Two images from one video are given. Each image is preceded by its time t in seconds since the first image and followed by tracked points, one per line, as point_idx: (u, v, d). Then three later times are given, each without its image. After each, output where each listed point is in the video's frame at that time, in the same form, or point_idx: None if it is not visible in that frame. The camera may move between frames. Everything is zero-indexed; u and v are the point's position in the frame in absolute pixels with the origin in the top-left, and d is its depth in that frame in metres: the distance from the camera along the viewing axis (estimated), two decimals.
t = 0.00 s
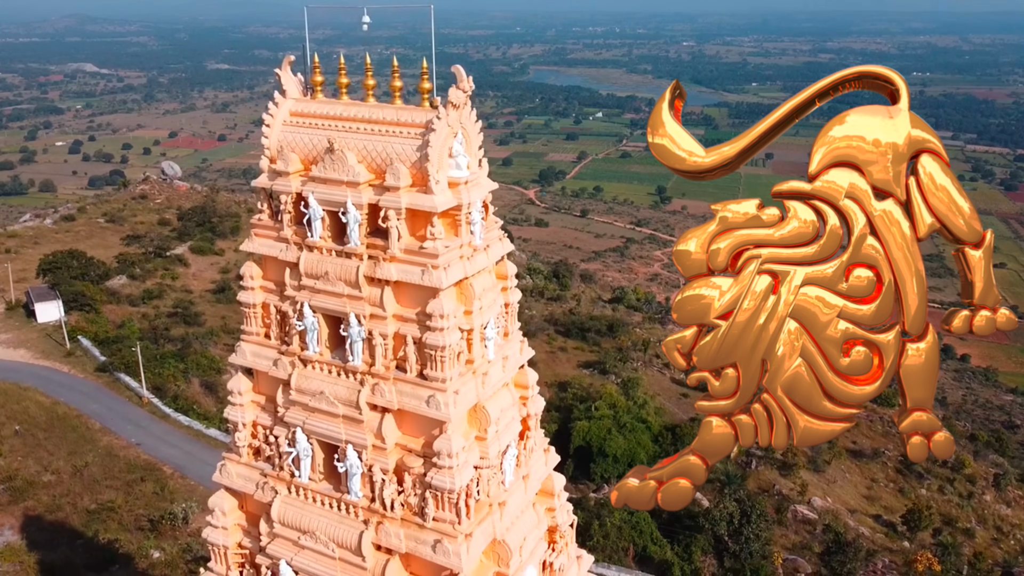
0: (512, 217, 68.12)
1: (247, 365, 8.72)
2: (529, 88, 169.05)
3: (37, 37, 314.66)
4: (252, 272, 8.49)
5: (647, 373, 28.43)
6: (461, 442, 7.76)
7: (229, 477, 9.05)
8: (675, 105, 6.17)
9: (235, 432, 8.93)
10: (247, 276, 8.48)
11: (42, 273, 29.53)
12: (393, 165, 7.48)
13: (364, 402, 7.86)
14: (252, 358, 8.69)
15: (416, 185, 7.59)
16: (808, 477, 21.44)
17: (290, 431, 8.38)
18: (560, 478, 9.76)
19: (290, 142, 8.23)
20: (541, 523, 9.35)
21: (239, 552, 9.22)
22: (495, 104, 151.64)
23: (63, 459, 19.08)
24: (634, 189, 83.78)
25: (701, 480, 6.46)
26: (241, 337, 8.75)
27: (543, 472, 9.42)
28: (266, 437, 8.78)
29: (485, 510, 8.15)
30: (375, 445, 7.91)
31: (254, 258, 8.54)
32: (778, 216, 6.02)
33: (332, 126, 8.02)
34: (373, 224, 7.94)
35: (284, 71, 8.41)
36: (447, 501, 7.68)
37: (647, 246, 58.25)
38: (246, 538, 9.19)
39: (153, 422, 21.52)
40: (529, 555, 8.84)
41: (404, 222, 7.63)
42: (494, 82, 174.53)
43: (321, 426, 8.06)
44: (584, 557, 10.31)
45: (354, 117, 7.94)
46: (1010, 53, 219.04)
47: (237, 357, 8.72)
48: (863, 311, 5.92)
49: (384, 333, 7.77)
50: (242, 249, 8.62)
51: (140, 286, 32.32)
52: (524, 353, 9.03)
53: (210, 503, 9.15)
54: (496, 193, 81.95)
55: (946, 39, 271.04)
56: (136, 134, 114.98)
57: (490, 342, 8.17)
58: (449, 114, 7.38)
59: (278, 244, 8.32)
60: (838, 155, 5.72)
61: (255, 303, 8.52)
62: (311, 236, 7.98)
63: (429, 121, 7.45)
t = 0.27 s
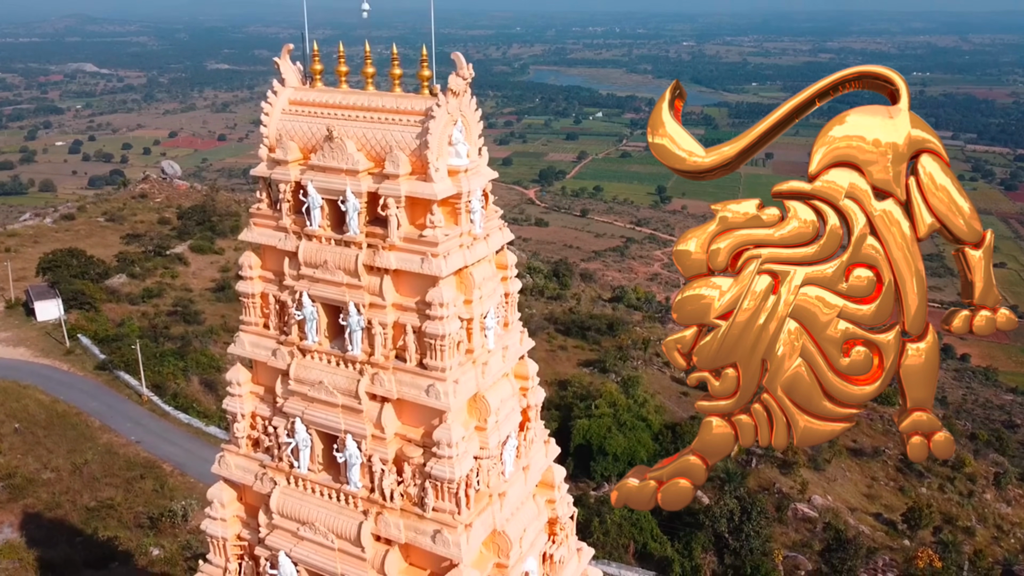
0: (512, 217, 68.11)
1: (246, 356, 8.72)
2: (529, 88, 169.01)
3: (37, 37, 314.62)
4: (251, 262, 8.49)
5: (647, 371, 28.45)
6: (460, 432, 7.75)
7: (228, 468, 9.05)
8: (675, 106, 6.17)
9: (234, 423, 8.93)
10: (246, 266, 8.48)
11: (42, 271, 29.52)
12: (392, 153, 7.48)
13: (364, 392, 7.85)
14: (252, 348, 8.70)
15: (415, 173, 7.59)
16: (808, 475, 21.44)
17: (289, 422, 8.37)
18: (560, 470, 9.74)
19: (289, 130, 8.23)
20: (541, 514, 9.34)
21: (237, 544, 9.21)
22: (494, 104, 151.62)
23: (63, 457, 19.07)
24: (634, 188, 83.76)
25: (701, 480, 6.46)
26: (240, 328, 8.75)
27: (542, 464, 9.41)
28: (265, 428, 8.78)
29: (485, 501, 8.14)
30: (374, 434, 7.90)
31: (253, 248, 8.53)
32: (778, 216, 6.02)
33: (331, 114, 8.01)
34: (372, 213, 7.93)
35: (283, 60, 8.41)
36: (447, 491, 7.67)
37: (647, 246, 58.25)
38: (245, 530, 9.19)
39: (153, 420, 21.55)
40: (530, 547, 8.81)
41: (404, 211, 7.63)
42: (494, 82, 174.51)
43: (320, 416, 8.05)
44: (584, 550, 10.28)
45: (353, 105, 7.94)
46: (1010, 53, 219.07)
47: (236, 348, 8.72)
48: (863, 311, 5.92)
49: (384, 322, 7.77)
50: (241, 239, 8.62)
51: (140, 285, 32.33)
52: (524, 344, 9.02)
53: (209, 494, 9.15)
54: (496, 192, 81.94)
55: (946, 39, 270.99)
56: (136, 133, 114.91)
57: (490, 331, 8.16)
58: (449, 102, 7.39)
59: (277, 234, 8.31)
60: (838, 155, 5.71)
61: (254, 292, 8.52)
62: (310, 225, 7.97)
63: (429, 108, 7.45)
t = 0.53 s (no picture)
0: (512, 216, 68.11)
1: (245, 345, 8.73)
2: (530, 87, 168.99)
3: (37, 36, 314.66)
4: (250, 251, 8.50)
5: (647, 370, 28.46)
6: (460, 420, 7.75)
7: (227, 459, 9.05)
8: (675, 105, 6.17)
9: (233, 413, 8.94)
10: (246, 255, 8.50)
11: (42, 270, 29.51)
12: (392, 140, 7.46)
13: (363, 380, 7.85)
14: (251, 338, 8.71)
15: (414, 160, 7.58)
16: (808, 474, 21.46)
17: (288, 411, 8.37)
18: (560, 461, 9.73)
19: (287, 118, 8.22)
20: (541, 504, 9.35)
21: (236, 535, 9.21)
22: (494, 103, 151.64)
23: (62, 454, 19.07)
24: (634, 188, 83.75)
25: (701, 480, 6.45)
26: (239, 317, 8.76)
27: (543, 454, 9.40)
28: (264, 418, 8.79)
29: (484, 490, 8.14)
30: (373, 424, 7.91)
31: (252, 237, 8.53)
32: (779, 216, 6.02)
33: (330, 101, 8.01)
34: (371, 200, 7.92)
35: (281, 47, 8.41)
36: (446, 480, 7.67)
37: (647, 245, 58.27)
38: (244, 520, 9.20)
39: (152, 418, 21.58)
40: (530, 537, 8.81)
41: (403, 198, 7.62)
42: (494, 82, 174.53)
43: (319, 405, 8.05)
44: (585, 542, 10.25)
45: (352, 92, 7.92)
46: (1011, 53, 218.94)
47: (236, 337, 8.73)
48: (863, 311, 5.92)
49: (383, 310, 7.76)
50: (240, 228, 8.62)
51: (140, 283, 32.34)
52: (524, 334, 9.01)
53: (208, 485, 9.16)
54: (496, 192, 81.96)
55: (947, 39, 269.92)
56: (136, 133, 114.92)
57: (489, 320, 8.16)
58: (448, 88, 7.38)
59: (276, 222, 8.31)
60: (837, 155, 5.72)
61: (253, 281, 8.54)
62: (309, 212, 7.97)
63: (428, 95, 7.43)
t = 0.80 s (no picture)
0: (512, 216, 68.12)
1: (244, 333, 8.74)
2: (530, 87, 168.98)
3: (37, 36, 314.58)
4: (248, 239, 8.50)
5: (647, 368, 28.48)
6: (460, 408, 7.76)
7: (225, 449, 9.05)
8: (675, 106, 6.17)
9: (232, 403, 8.94)
10: (244, 243, 8.50)
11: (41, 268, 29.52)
12: (391, 125, 7.45)
13: (362, 368, 7.85)
14: (249, 327, 8.71)
15: (413, 146, 7.57)
16: (808, 472, 21.49)
17: (287, 400, 8.36)
18: (561, 452, 9.74)
19: (286, 105, 8.21)
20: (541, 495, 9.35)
21: (235, 526, 9.21)
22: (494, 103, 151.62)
23: (62, 452, 19.09)
24: (634, 188, 83.74)
25: (701, 480, 6.46)
26: (238, 306, 8.76)
27: (543, 444, 9.42)
28: (263, 407, 8.78)
29: (484, 479, 8.15)
30: (371, 412, 7.91)
31: (251, 225, 8.53)
32: (778, 216, 6.02)
33: (329, 88, 8.00)
34: (370, 187, 7.91)
35: (280, 35, 8.41)
36: (445, 469, 7.67)
37: (647, 245, 58.28)
38: (242, 511, 9.21)
39: (152, 416, 21.63)
40: (530, 527, 8.81)
41: (402, 184, 7.62)
42: (494, 82, 174.53)
43: (317, 394, 8.05)
44: (585, 533, 10.24)
45: (351, 79, 7.92)
46: (1011, 53, 218.76)
47: (234, 326, 8.73)
48: (863, 311, 5.92)
49: (382, 298, 7.76)
50: (238, 216, 8.62)
51: (140, 282, 32.37)
52: (524, 323, 9.00)
53: (206, 476, 9.17)
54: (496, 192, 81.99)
55: (947, 39, 269.75)
56: (136, 133, 114.92)
57: (489, 309, 8.15)
58: (447, 74, 7.38)
59: (275, 210, 8.31)
60: (837, 155, 5.71)
61: (252, 270, 8.55)
62: (307, 200, 7.96)
63: (426, 81, 7.44)
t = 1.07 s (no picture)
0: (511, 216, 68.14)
1: (242, 324, 8.73)
2: (530, 87, 168.98)
3: (37, 36, 314.69)
4: (247, 229, 8.49)
5: (647, 367, 28.50)
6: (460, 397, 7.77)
7: (223, 440, 9.04)
8: (675, 105, 6.17)
9: (230, 394, 8.93)
10: (242, 232, 8.48)
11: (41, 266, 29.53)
12: (390, 112, 7.44)
13: (361, 357, 7.85)
14: (248, 317, 8.71)
15: (413, 134, 7.57)
16: (808, 470, 21.50)
17: (286, 391, 8.36)
18: (561, 443, 9.73)
19: (285, 93, 8.19)
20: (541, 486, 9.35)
21: (234, 517, 9.20)
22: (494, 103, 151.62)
23: (62, 450, 19.09)
24: (634, 188, 83.76)
25: (701, 480, 6.46)
26: (236, 296, 8.75)
27: (543, 435, 9.42)
28: (261, 397, 8.78)
29: (484, 470, 8.15)
30: (371, 402, 7.92)
31: (249, 214, 8.52)
32: (778, 216, 6.02)
33: (328, 76, 8.00)
34: (369, 175, 7.91)
35: (279, 23, 8.39)
36: (445, 459, 7.68)
37: (647, 245, 58.29)
38: (240, 502, 9.19)
39: (151, 413, 21.65)
40: (530, 518, 8.80)
41: (401, 172, 7.61)
42: (494, 82, 174.55)
43: (316, 383, 8.05)
44: (586, 526, 10.21)
45: (350, 66, 7.91)
46: (1011, 53, 218.70)
47: (233, 316, 8.72)
48: (863, 311, 5.92)
49: (381, 286, 7.76)
50: (236, 205, 8.60)
51: (139, 280, 32.40)
52: (524, 313, 9.00)
53: (205, 467, 9.17)
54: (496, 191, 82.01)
55: (946, 40, 269.62)
56: (136, 133, 114.95)
57: (488, 298, 8.16)
58: (447, 61, 7.38)
59: (273, 199, 8.30)
60: (838, 155, 5.72)
61: (250, 259, 8.54)
62: (306, 187, 7.95)
63: (426, 68, 7.43)
